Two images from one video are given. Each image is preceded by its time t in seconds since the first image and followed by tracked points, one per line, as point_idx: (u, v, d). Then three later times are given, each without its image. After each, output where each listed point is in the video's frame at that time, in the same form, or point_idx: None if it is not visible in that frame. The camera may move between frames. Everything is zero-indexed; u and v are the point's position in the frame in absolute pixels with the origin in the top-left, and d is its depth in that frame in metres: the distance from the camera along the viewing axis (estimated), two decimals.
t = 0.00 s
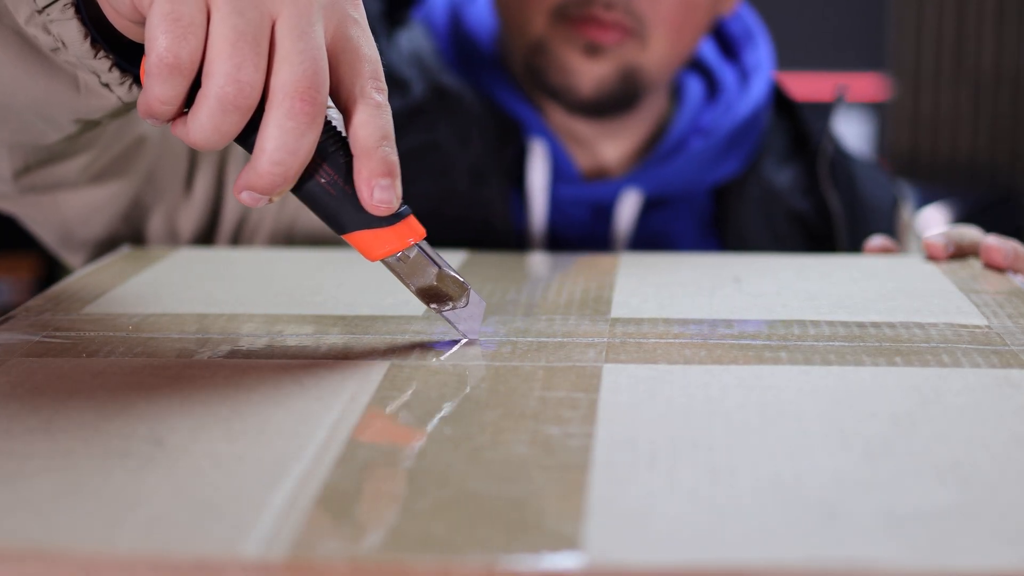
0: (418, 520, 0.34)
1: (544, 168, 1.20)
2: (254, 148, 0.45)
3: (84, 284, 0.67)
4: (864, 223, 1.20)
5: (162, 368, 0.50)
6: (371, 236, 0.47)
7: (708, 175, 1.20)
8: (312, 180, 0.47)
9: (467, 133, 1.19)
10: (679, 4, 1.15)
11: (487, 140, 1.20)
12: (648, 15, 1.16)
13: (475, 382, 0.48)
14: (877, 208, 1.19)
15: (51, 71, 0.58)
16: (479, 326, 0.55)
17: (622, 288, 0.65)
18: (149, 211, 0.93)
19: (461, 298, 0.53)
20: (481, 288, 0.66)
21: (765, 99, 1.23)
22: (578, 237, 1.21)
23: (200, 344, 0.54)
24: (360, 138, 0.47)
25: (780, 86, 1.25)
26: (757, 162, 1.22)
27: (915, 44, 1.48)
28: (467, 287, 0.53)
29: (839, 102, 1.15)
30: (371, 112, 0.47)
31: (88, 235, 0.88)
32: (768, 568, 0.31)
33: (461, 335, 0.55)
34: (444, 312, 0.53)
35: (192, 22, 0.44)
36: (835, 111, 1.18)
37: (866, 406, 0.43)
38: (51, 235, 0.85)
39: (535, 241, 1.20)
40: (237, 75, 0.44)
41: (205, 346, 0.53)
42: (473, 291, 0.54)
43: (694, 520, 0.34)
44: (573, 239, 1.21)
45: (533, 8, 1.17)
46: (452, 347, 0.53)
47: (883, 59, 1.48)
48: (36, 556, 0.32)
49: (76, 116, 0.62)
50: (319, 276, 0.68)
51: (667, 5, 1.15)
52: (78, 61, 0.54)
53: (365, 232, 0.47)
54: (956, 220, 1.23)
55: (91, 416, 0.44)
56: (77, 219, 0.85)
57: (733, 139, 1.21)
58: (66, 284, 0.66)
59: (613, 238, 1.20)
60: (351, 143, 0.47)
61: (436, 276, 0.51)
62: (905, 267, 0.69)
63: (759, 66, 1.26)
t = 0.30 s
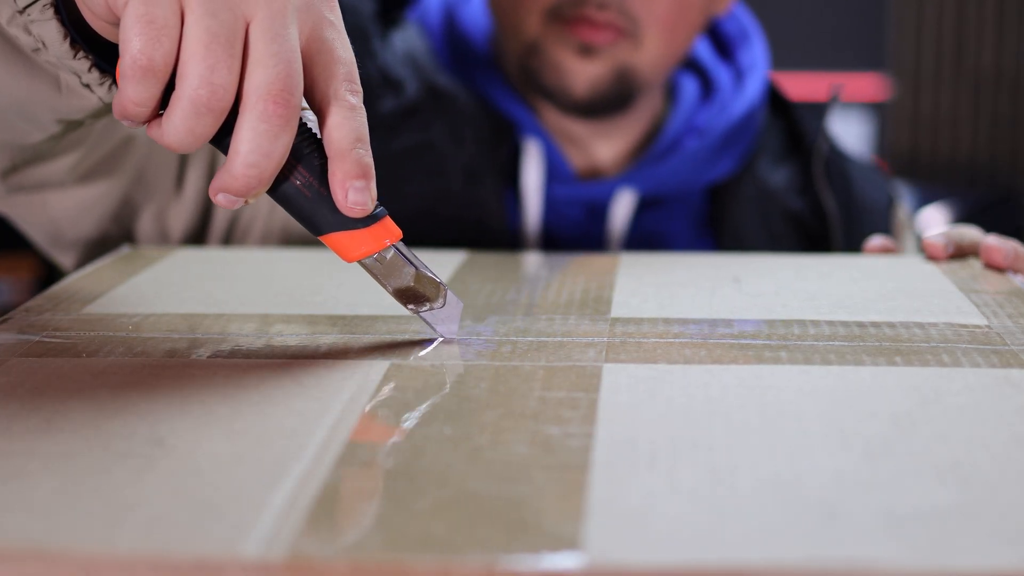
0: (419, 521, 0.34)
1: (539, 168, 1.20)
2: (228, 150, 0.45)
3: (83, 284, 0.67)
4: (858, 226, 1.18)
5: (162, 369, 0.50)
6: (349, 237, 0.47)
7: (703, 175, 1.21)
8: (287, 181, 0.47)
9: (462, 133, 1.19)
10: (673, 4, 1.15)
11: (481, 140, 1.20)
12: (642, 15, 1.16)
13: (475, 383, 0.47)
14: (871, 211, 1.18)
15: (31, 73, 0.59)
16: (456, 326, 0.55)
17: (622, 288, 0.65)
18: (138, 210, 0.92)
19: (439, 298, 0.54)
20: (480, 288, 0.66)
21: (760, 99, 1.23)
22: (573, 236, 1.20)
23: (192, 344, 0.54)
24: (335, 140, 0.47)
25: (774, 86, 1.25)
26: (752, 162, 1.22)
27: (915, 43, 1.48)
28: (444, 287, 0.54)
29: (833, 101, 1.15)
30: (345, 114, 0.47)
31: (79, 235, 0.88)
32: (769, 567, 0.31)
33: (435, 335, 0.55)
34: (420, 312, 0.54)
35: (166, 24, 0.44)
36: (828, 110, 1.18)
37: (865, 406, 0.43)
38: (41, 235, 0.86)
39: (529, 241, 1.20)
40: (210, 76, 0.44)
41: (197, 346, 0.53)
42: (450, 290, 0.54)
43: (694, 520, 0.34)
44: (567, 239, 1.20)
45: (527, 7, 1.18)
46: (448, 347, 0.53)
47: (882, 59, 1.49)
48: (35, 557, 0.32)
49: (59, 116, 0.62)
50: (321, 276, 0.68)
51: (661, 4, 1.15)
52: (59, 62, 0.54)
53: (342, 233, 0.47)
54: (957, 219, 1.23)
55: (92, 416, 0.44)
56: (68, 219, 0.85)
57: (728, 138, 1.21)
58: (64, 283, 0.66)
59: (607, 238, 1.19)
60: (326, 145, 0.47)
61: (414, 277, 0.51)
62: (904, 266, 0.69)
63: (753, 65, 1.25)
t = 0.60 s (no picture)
0: (421, 521, 0.34)
1: (533, 169, 1.19)
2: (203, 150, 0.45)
3: (83, 284, 0.66)
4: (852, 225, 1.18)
5: (163, 369, 0.50)
6: (326, 237, 0.47)
7: (699, 176, 1.20)
8: (262, 181, 0.47)
9: (456, 134, 1.18)
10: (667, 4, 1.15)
11: (475, 140, 1.19)
12: (637, 15, 1.16)
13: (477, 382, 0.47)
14: (866, 212, 1.17)
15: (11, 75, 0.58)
16: (432, 327, 0.56)
17: (622, 288, 0.65)
18: (128, 210, 0.92)
19: (414, 297, 0.54)
20: (480, 288, 0.66)
21: (756, 100, 1.22)
22: (567, 237, 1.19)
23: (180, 345, 0.54)
24: (308, 140, 0.47)
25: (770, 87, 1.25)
26: (748, 163, 1.21)
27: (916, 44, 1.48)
28: (420, 285, 0.54)
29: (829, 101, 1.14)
30: (319, 114, 0.47)
31: (70, 234, 0.87)
32: (770, 567, 0.31)
33: (411, 334, 0.55)
34: (396, 312, 0.54)
35: (139, 25, 0.44)
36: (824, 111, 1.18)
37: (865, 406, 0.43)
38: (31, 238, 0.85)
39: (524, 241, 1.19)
40: (183, 77, 0.44)
41: (186, 347, 0.53)
42: (426, 290, 0.55)
43: (694, 520, 0.34)
44: (561, 239, 1.19)
45: (522, 8, 1.18)
46: (445, 347, 0.53)
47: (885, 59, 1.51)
48: (34, 557, 0.32)
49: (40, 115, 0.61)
50: (321, 276, 0.68)
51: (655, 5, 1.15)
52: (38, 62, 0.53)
53: (319, 232, 0.47)
54: (957, 219, 1.23)
55: (93, 415, 0.44)
56: (58, 220, 0.85)
57: (724, 139, 1.21)
58: (66, 284, 0.66)
59: (602, 238, 1.19)
60: (300, 145, 0.47)
61: (392, 276, 0.51)
62: (904, 267, 0.69)
63: (749, 66, 1.26)
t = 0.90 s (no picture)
0: (419, 521, 0.34)
1: (528, 169, 1.19)
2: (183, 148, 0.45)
3: (82, 284, 0.66)
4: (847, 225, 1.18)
5: (162, 369, 0.50)
6: (305, 235, 0.47)
7: (695, 177, 1.19)
8: (243, 178, 0.47)
9: (451, 134, 1.18)
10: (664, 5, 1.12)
11: (469, 140, 1.19)
12: (633, 17, 1.13)
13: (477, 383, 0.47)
14: (860, 211, 1.17)
15: None
16: (412, 325, 0.56)
17: (622, 288, 0.65)
18: (118, 210, 0.92)
19: (395, 294, 0.54)
20: (480, 288, 0.66)
21: (751, 100, 1.21)
22: (559, 236, 1.21)
23: (170, 345, 0.54)
24: (287, 137, 0.46)
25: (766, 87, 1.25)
26: (743, 163, 1.21)
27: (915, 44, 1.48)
28: (402, 283, 0.54)
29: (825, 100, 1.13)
30: (299, 112, 0.47)
31: (61, 232, 0.88)
32: (771, 567, 0.30)
33: (393, 334, 0.56)
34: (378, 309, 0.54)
35: (118, 23, 0.44)
36: (818, 110, 1.15)
37: (864, 406, 0.43)
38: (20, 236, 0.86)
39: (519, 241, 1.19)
40: (162, 75, 0.44)
41: (177, 347, 0.53)
42: (407, 287, 0.55)
43: (693, 521, 0.34)
44: (555, 238, 1.21)
45: (515, 11, 1.15)
46: (441, 347, 0.53)
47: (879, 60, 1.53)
48: (34, 556, 0.32)
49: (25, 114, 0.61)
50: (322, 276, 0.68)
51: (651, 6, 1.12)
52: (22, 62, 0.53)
53: (298, 230, 0.47)
54: (956, 219, 1.23)
55: (95, 415, 0.44)
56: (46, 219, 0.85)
57: (719, 139, 1.20)
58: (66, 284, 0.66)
59: (597, 238, 1.20)
60: (280, 142, 0.47)
61: (373, 274, 0.51)
62: (905, 266, 0.69)
63: (745, 66, 1.25)
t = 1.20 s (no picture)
0: (419, 520, 0.34)
1: (521, 169, 1.18)
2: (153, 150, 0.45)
3: (79, 285, 0.66)
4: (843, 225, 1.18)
5: (160, 369, 0.49)
6: (275, 235, 0.47)
7: (687, 177, 1.19)
8: (213, 180, 0.47)
9: (443, 134, 1.16)
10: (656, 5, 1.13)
11: (462, 139, 1.17)
12: (625, 15, 1.14)
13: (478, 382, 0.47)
14: (855, 212, 1.18)
15: None
16: (382, 326, 0.56)
17: (621, 288, 0.65)
18: (107, 210, 0.92)
19: (365, 295, 0.54)
20: (480, 288, 0.66)
21: (745, 101, 1.21)
22: (552, 236, 1.21)
23: (156, 345, 0.54)
24: (256, 138, 0.47)
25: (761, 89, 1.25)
26: (739, 163, 1.21)
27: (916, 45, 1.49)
28: (372, 285, 0.54)
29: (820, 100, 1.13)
30: (269, 114, 0.47)
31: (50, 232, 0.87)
32: (772, 566, 0.31)
33: (361, 334, 0.55)
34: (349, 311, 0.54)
35: (88, 25, 0.45)
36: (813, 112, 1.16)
37: (865, 406, 0.43)
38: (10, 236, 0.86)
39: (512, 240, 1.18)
40: (131, 77, 0.44)
41: (163, 347, 0.53)
42: (376, 288, 0.55)
43: (692, 521, 0.34)
44: (548, 239, 1.21)
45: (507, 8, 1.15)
46: (438, 347, 0.53)
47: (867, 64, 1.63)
48: (34, 556, 0.32)
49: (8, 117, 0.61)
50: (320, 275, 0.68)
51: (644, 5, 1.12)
52: None
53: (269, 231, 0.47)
54: (955, 219, 1.23)
55: (92, 416, 0.43)
56: (34, 220, 0.85)
57: (713, 140, 1.20)
58: (64, 284, 0.66)
59: (590, 238, 1.19)
60: (249, 143, 0.47)
61: (343, 275, 0.51)
62: (906, 267, 0.69)
63: (740, 68, 1.25)
